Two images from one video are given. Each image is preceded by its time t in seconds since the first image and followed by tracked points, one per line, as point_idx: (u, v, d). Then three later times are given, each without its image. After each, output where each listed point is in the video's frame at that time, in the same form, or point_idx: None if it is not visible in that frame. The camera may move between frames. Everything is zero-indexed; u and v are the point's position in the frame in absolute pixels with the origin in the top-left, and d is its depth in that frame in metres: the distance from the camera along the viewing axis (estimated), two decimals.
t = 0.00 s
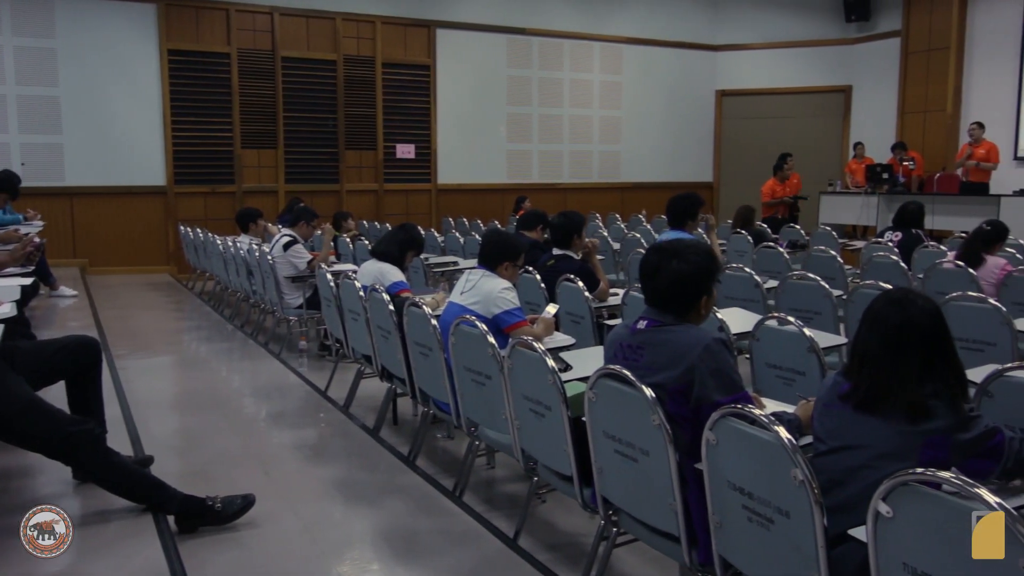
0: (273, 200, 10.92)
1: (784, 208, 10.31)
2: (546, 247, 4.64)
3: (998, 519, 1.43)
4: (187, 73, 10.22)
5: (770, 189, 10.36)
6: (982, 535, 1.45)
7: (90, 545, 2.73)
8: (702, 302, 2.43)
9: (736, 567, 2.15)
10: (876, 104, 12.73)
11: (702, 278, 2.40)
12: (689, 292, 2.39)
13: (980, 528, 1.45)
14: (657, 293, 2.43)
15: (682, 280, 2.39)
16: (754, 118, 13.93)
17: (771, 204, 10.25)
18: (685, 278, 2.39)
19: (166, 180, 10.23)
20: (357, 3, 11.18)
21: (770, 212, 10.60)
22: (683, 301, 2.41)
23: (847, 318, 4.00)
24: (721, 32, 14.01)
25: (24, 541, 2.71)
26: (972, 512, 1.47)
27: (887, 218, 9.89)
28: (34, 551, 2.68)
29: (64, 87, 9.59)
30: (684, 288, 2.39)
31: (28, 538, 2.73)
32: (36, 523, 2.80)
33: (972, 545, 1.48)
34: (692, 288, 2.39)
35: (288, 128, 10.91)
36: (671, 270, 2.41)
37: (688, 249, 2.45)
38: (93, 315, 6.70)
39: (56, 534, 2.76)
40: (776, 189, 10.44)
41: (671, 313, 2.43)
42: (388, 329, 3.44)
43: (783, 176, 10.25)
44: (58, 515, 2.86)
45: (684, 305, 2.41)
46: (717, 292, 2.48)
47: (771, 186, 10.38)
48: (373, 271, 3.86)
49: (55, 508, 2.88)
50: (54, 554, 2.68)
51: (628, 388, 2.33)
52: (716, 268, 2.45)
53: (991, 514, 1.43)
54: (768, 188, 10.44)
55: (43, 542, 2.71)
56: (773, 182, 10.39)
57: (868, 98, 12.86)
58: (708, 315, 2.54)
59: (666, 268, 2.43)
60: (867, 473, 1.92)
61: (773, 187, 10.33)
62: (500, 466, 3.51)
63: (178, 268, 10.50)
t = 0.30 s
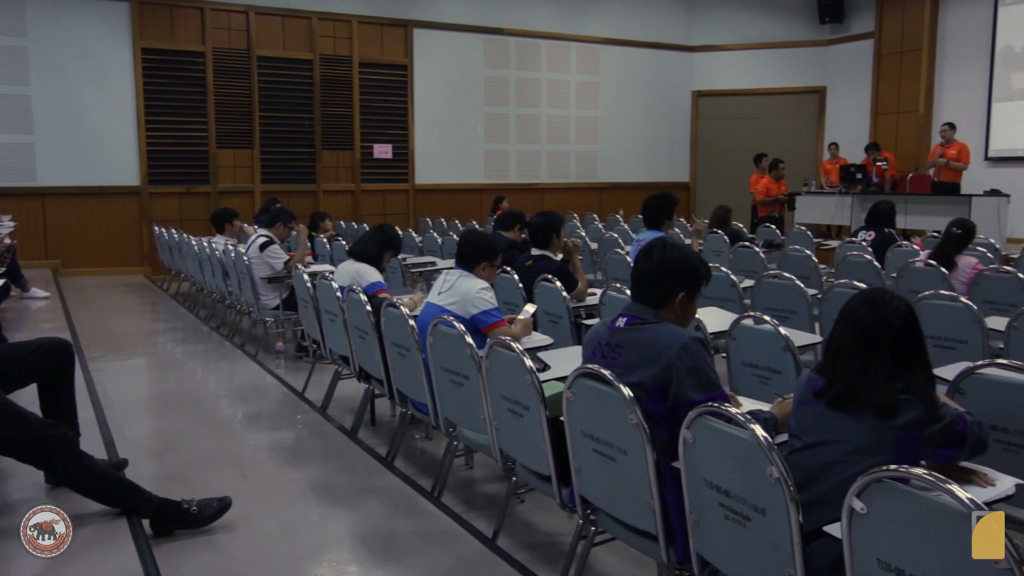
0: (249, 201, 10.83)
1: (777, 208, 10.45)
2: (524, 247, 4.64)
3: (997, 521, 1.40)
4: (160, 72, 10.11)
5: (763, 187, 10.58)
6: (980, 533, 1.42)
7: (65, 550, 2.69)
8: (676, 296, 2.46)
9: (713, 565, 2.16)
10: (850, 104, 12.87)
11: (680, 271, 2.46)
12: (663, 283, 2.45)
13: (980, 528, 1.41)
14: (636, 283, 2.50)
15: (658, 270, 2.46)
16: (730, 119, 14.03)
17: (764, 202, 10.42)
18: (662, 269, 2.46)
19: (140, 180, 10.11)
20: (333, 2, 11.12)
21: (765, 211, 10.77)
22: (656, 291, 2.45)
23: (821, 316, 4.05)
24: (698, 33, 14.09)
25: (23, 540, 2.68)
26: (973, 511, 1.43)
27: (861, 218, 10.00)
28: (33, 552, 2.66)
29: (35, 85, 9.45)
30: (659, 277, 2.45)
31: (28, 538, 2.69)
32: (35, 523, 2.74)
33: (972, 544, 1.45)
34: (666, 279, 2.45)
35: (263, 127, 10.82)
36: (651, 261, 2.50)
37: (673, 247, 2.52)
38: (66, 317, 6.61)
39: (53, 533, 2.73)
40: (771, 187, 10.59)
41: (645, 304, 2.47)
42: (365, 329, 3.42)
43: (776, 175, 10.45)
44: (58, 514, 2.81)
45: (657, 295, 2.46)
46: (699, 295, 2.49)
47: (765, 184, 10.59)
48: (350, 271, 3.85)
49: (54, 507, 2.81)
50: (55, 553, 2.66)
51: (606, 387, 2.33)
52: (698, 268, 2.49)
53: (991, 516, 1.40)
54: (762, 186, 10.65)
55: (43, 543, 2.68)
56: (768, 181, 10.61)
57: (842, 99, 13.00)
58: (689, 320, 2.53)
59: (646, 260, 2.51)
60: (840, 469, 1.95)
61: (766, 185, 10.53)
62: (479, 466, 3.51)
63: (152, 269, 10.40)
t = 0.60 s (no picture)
0: (224, 201, 10.73)
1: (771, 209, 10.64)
2: (502, 247, 4.64)
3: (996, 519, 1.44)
4: (134, 71, 10.01)
5: (757, 190, 10.77)
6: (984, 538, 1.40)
7: (38, 555, 2.66)
8: (660, 294, 2.46)
9: (690, 563, 2.18)
10: (824, 106, 13.02)
11: (664, 270, 2.48)
12: (646, 280, 2.46)
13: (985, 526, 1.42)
14: (621, 282, 2.53)
15: (643, 267, 2.49)
16: (706, 120, 14.13)
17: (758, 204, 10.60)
18: (645, 267, 2.48)
19: (114, 180, 10.00)
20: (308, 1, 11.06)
21: (761, 214, 10.99)
22: (639, 288, 2.47)
23: (796, 315, 4.09)
24: (674, 34, 14.16)
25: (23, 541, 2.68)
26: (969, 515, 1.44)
27: (835, 218, 10.11)
28: (34, 552, 2.66)
29: (6, 85, 9.31)
30: (642, 274, 2.47)
31: (28, 538, 2.70)
32: (35, 523, 2.74)
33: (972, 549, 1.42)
34: (649, 276, 2.46)
35: (239, 127, 10.74)
36: (636, 261, 2.53)
37: (660, 249, 2.56)
38: (37, 320, 6.52)
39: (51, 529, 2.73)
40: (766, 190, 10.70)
41: (628, 300, 2.48)
42: (342, 330, 3.41)
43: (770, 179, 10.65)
44: (58, 515, 2.80)
45: (640, 292, 2.47)
46: (684, 300, 2.50)
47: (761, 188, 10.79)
48: (327, 271, 3.83)
49: (55, 507, 2.82)
50: (57, 553, 2.66)
51: (585, 386, 2.34)
52: (684, 270, 2.50)
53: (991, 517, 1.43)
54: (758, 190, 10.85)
55: (44, 543, 2.68)
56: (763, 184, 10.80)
57: (815, 101, 13.16)
58: (675, 321, 2.52)
59: (632, 260, 2.55)
60: (813, 465, 1.96)
61: (760, 188, 10.73)
62: (457, 467, 3.50)
63: (126, 271, 10.31)
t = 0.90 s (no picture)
0: (199, 202, 10.63)
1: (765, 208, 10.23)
2: (479, 248, 4.63)
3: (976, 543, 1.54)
4: (107, 70, 9.89)
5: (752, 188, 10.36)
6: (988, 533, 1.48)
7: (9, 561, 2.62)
8: (640, 295, 2.47)
9: (667, 561, 2.19)
10: (798, 107, 13.17)
11: (644, 271, 2.49)
12: (627, 280, 2.47)
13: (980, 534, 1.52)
14: (602, 283, 2.54)
15: (625, 269, 2.50)
16: (682, 121, 14.22)
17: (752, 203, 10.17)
18: (625, 268, 2.50)
19: (86, 180, 9.88)
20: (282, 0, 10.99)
21: (754, 213, 10.62)
22: (620, 289, 2.48)
23: (771, 314, 4.12)
24: (651, 35, 14.22)
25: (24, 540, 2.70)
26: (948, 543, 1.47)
27: (809, 218, 10.21)
28: (35, 551, 2.70)
29: None
30: (622, 275, 2.48)
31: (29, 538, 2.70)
32: (35, 523, 2.68)
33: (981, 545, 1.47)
34: (630, 277, 2.48)
35: (214, 127, 10.64)
36: (617, 262, 2.54)
37: (641, 251, 2.57)
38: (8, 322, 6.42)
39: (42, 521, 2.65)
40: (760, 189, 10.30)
41: (609, 300, 2.49)
42: (319, 331, 3.39)
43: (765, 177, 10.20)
44: (58, 515, 2.66)
45: (620, 293, 2.48)
46: (665, 302, 2.51)
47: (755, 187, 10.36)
48: (303, 272, 3.80)
49: (55, 505, 2.66)
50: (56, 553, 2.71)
51: (562, 386, 2.34)
52: (664, 272, 2.51)
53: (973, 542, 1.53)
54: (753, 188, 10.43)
55: (44, 542, 2.70)
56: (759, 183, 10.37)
57: (789, 102, 13.30)
58: (655, 322, 2.53)
59: (612, 261, 2.56)
60: (788, 461, 1.98)
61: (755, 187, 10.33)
62: (435, 468, 3.49)
63: (98, 272, 10.19)
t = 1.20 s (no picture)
0: (174, 201, 10.52)
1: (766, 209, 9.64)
2: (457, 248, 4.63)
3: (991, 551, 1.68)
4: (79, 68, 9.77)
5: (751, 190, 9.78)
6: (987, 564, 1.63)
7: None
8: (618, 295, 2.48)
9: (645, 560, 2.20)
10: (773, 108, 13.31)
11: (622, 271, 2.50)
12: (604, 280, 2.48)
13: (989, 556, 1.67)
14: (579, 283, 2.55)
15: (602, 268, 2.50)
16: (659, 121, 14.30)
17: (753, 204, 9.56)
18: (602, 268, 2.50)
19: (58, 180, 9.75)
20: None
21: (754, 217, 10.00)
22: (597, 288, 2.48)
23: (747, 313, 4.15)
24: (628, 35, 14.27)
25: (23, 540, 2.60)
26: None
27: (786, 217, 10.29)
28: (34, 551, 2.63)
29: None
30: (599, 275, 2.49)
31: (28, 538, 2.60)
32: (35, 523, 2.58)
33: None
34: (607, 277, 2.48)
35: (188, 127, 10.53)
36: (594, 262, 2.55)
37: (618, 251, 2.58)
38: None
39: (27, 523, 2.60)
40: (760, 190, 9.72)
41: (586, 300, 2.50)
42: (296, 333, 3.36)
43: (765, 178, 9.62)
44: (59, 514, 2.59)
45: (597, 293, 2.48)
46: (642, 302, 2.52)
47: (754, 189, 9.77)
48: (280, 272, 3.78)
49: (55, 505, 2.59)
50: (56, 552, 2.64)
51: (541, 386, 2.34)
52: (641, 272, 2.52)
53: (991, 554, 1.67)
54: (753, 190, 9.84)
55: (42, 543, 2.61)
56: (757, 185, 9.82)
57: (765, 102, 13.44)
58: (633, 322, 2.53)
59: (589, 262, 2.57)
60: (764, 459, 1.99)
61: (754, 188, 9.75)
62: (413, 469, 3.48)
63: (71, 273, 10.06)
